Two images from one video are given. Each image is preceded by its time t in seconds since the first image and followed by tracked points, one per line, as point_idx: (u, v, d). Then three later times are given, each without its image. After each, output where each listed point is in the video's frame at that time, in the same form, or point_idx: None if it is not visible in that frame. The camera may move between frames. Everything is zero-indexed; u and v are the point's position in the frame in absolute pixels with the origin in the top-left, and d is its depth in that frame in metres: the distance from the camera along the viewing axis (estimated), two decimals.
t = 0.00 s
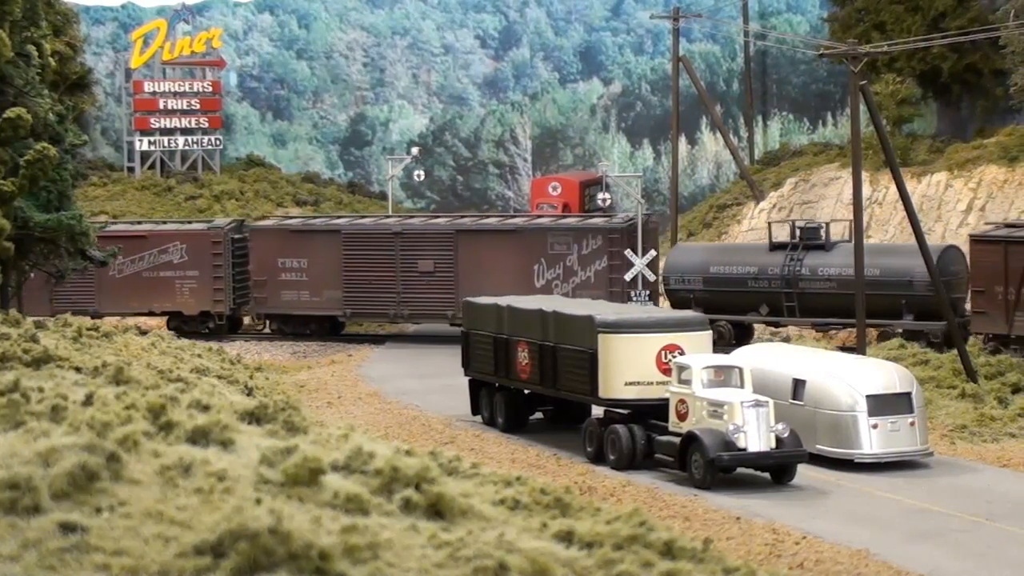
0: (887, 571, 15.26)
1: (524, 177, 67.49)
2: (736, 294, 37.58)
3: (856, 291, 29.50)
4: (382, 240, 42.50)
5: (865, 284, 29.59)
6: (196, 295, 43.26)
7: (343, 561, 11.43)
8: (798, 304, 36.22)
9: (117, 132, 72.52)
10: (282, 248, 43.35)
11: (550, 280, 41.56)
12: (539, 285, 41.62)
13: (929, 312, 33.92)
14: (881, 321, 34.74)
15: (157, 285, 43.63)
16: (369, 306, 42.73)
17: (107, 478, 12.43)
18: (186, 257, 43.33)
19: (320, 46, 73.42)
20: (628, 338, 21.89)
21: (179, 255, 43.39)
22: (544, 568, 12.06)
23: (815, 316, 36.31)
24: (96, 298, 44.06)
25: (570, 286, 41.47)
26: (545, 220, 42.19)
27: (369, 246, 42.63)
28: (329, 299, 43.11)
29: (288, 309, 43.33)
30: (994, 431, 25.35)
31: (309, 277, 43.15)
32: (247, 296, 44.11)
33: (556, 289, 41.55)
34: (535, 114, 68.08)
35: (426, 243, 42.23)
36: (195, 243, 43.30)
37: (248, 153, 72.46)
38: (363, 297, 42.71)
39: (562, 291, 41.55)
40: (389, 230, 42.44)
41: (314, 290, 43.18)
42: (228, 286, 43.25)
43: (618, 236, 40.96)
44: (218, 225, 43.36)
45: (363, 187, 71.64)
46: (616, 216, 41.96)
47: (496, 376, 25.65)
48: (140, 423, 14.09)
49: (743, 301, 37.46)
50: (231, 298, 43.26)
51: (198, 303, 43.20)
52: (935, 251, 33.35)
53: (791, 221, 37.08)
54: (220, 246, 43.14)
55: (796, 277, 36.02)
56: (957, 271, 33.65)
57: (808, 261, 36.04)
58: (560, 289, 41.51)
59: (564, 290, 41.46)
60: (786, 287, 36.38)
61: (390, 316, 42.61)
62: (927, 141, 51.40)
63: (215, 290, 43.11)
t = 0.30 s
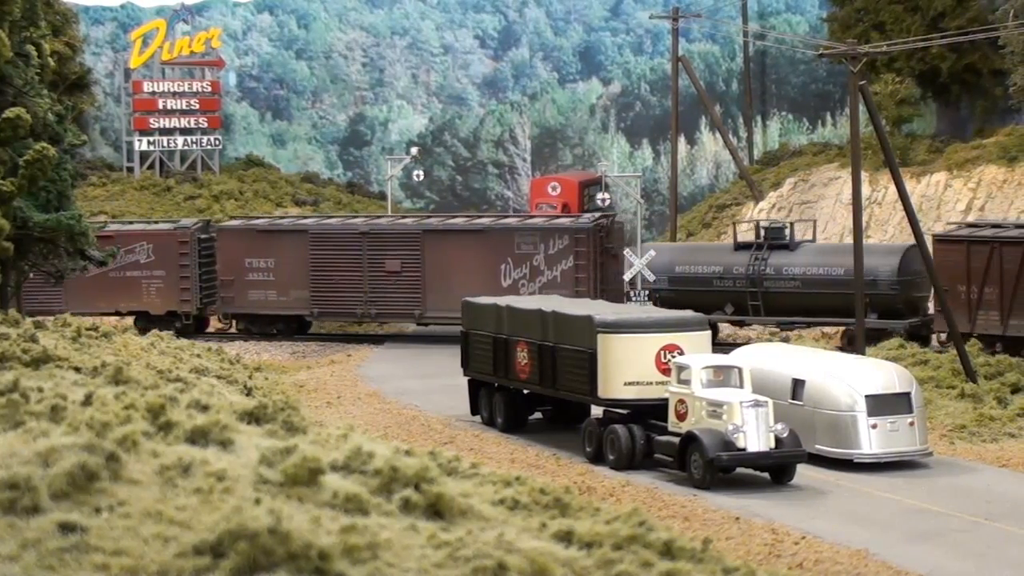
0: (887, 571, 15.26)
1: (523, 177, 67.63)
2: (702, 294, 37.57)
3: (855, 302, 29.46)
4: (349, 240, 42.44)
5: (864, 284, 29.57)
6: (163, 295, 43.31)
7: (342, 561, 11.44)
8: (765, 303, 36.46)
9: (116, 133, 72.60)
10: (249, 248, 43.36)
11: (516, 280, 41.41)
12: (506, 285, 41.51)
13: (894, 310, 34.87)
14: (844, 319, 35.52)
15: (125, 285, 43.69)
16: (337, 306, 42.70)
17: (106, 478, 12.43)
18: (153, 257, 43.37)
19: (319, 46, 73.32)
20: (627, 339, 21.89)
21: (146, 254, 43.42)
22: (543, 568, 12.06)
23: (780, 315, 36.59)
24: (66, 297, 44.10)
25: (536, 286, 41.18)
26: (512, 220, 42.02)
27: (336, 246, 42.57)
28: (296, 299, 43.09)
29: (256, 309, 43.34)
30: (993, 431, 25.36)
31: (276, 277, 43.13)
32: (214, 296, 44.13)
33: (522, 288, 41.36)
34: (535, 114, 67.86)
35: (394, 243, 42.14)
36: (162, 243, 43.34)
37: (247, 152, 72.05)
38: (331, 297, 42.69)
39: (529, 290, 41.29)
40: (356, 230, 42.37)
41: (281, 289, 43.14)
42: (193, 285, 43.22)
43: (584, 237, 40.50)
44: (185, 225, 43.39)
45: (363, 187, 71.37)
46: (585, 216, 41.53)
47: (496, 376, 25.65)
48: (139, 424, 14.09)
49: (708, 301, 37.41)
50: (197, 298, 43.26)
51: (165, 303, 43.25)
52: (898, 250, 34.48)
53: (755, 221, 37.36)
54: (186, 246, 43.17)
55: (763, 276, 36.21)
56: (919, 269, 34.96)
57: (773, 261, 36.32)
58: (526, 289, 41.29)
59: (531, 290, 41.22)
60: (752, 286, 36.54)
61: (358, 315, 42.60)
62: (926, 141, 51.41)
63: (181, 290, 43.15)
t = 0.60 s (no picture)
0: (886, 571, 15.27)
1: (523, 177, 67.54)
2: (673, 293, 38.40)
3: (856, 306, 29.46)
4: (322, 240, 42.51)
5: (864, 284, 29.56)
6: (136, 295, 42.83)
7: (341, 561, 11.44)
8: (735, 302, 37.17)
9: (115, 132, 72.68)
10: (221, 248, 43.22)
11: (488, 280, 41.78)
12: (477, 285, 41.84)
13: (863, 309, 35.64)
14: (815, 318, 36.21)
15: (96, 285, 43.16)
16: (309, 305, 42.72)
17: (105, 478, 12.43)
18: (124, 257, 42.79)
19: (319, 46, 73.25)
20: (627, 339, 21.89)
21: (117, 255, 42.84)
22: (543, 568, 12.07)
23: (749, 314, 37.39)
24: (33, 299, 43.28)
25: (509, 285, 41.62)
26: (483, 220, 42.40)
27: (309, 246, 42.59)
28: (268, 298, 43.04)
29: (227, 309, 43.20)
30: (992, 431, 25.38)
31: (248, 277, 43.06)
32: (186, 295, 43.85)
33: (495, 288, 41.73)
34: (534, 114, 67.77)
35: (367, 243, 42.29)
36: (134, 244, 42.83)
37: (247, 152, 72.28)
38: (304, 297, 42.71)
39: (501, 291, 41.69)
40: (328, 230, 42.47)
41: (252, 289, 43.10)
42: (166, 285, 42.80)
43: (556, 237, 41.05)
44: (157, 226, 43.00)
45: (362, 187, 71.51)
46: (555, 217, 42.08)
47: (495, 376, 25.65)
48: (139, 423, 14.09)
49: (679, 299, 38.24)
50: (170, 298, 42.85)
51: (137, 303, 42.78)
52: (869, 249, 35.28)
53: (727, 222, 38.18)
54: (159, 246, 42.76)
55: (733, 276, 37.02)
56: (891, 268, 35.66)
57: (744, 261, 37.08)
58: (499, 288, 41.68)
59: (503, 289, 41.63)
60: (723, 285, 37.35)
61: (330, 315, 42.70)
62: (925, 140, 51.42)
63: (154, 290, 42.73)
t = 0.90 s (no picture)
0: (886, 571, 15.27)
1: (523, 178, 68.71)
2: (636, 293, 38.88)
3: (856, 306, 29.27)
4: (287, 240, 42.52)
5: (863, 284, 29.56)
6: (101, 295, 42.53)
7: (340, 560, 11.44)
8: (699, 301, 37.42)
9: (115, 133, 72.70)
10: (187, 248, 43.26)
11: (453, 280, 41.94)
12: (443, 285, 41.97)
13: (825, 307, 35.93)
14: (778, 317, 36.45)
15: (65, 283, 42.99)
16: (274, 305, 42.79)
17: (105, 478, 12.43)
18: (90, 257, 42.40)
19: (318, 46, 73.14)
20: (626, 338, 21.89)
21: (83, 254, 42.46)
22: (542, 568, 12.08)
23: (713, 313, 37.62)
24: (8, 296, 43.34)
25: (474, 285, 41.79)
26: (449, 221, 42.64)
27: (274, 246, 42.61)
28: (233, 298, 43.08)
29: (192, 308, 43.28)
30: (992, 431, 25.39)
31: (214, 276, 43.11)
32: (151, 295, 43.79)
33: (460, 287, 41.87)
34: (534, 114, 68.17)
35: (332, 242, 42.33)
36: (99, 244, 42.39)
37: (246, 153, 72.79)
38: (269, 296, 42.77)
39: (466, 290, 41.87)
40: (294, 229, 42.50)
41: (218, 289, 43.13)
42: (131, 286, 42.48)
43: (521, 237, 41.47)
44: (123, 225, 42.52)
45: (361, 187, 71.67)
46: (519, 217, 42.50)
47: (495, 376, 25.64)
48: (138, 423, 14.10)
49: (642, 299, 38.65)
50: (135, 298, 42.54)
51: (101, 303, 42.51)
52: (831, 249, 35.80)
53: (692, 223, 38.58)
54: (123, 246, 42.32)
55: (697, 275, 37.36)
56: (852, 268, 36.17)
57: (708, 260, 37.36)
58: (464, 288, 41.84)
59: (468, 289, 41.81)
60: (687, 285, 37.67)
61: (296, 314, 42.75)
62: (925, 141, 51.41)
63: (119, 290, 42.43)
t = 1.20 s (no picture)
0: (885, 571, 15.27)
1: (522, 177, 68.74)
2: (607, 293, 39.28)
3: (855, 306, 29.22)
4: (259, 240, 42.56)
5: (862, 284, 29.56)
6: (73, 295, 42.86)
7: (340, 560, 11.44)
8: (669, 300, 37.76)
9: (114, 133, 72.68)
10: (158, 248, 43.29)
11: (425, 280, 41.77)
12: (414, 285, 41.85)
13: (795, 307, 36.08)
14: (747, 317, 36.61)
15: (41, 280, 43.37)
16: (246, 304, 42.81)
17: (105, 478, 12.44)
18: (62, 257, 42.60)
19: (318, 46, 73.06)
20: (626, 338, 21.89)
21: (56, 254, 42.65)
22: (541, 568, 12.08)
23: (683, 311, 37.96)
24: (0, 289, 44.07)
25: (446, 285, 41.64)
26: (421, 221, 42.48)
27: (246, 246, 42.66)
28: (205, 298, 43.09)
29: (165, 309, 43.28)
30: (991, 431, 25.40)
31: (185, 276, 43.13)
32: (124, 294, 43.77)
33: (431, 288, 41.73)
34: (533, 114, 68.51)
35: (304, 242, 42.32)
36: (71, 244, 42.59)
37: (245, 152, 72.10)
38: (241, 296, 42.79)
39: (438, 290, 41.73)
40: (265, 230, 42.52)
41: (190, 289, 43.14)
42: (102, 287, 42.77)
43: (492, 236, 41.29)
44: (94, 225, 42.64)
45: (361, 187, 71.69)
46: (492, 216, 42.31)
47: (494, 376, 25.63)
48: (138, 423, 14.11)
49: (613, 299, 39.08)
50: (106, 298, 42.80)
51: (73, 303, 42.87)
52: (801, 249, 36.06)
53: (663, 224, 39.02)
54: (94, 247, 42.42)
55: (666, 275, 37.76)
56: (822, 268, 36.36)
57: (678, 260, 37.74)
58: (435, 288, 41.70)
59: (439, 289, 41.66)
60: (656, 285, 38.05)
61: (268, 314, 42.77)
62: (924, 141, 51.42)
63: (91, 291, 42.73)
